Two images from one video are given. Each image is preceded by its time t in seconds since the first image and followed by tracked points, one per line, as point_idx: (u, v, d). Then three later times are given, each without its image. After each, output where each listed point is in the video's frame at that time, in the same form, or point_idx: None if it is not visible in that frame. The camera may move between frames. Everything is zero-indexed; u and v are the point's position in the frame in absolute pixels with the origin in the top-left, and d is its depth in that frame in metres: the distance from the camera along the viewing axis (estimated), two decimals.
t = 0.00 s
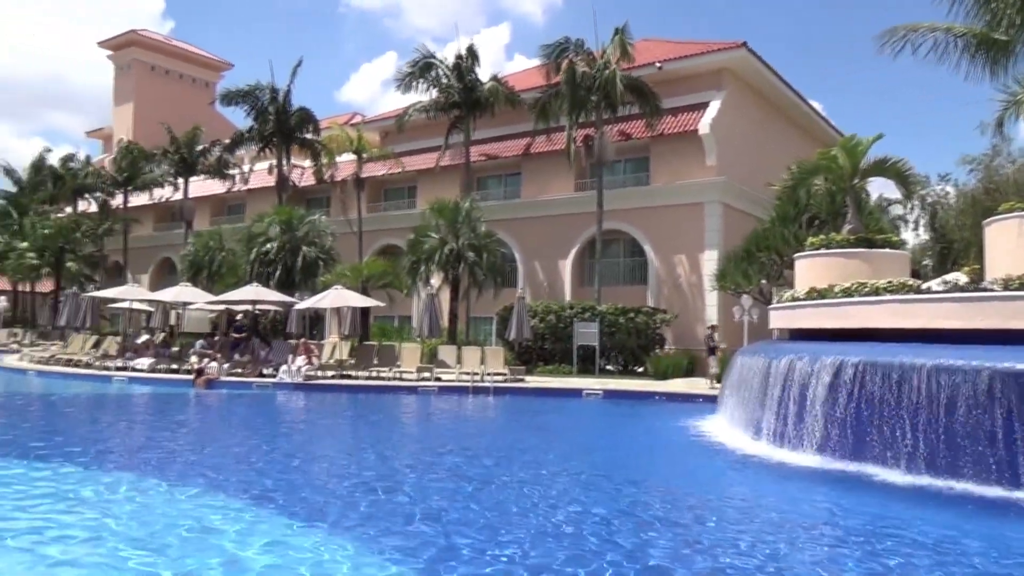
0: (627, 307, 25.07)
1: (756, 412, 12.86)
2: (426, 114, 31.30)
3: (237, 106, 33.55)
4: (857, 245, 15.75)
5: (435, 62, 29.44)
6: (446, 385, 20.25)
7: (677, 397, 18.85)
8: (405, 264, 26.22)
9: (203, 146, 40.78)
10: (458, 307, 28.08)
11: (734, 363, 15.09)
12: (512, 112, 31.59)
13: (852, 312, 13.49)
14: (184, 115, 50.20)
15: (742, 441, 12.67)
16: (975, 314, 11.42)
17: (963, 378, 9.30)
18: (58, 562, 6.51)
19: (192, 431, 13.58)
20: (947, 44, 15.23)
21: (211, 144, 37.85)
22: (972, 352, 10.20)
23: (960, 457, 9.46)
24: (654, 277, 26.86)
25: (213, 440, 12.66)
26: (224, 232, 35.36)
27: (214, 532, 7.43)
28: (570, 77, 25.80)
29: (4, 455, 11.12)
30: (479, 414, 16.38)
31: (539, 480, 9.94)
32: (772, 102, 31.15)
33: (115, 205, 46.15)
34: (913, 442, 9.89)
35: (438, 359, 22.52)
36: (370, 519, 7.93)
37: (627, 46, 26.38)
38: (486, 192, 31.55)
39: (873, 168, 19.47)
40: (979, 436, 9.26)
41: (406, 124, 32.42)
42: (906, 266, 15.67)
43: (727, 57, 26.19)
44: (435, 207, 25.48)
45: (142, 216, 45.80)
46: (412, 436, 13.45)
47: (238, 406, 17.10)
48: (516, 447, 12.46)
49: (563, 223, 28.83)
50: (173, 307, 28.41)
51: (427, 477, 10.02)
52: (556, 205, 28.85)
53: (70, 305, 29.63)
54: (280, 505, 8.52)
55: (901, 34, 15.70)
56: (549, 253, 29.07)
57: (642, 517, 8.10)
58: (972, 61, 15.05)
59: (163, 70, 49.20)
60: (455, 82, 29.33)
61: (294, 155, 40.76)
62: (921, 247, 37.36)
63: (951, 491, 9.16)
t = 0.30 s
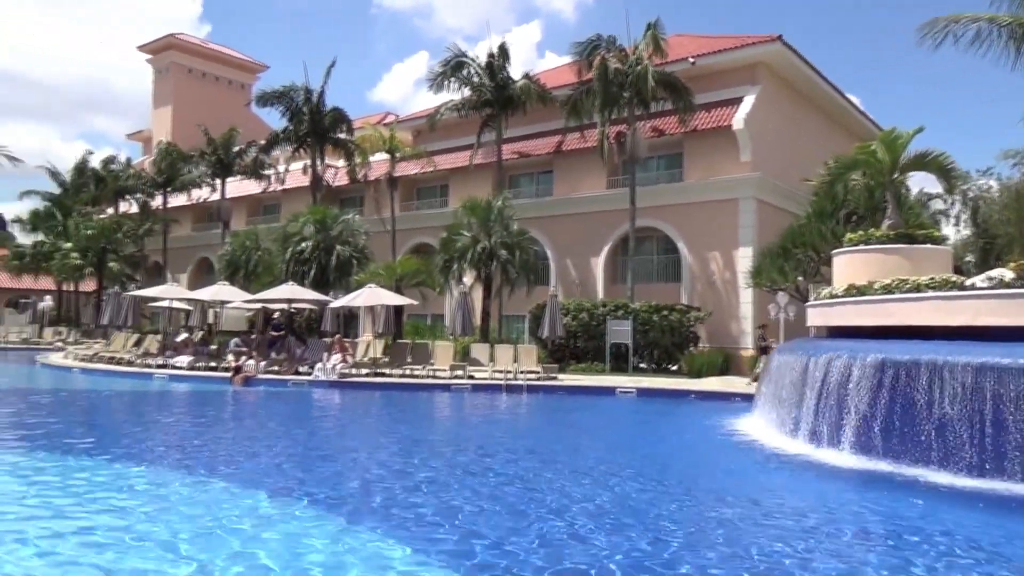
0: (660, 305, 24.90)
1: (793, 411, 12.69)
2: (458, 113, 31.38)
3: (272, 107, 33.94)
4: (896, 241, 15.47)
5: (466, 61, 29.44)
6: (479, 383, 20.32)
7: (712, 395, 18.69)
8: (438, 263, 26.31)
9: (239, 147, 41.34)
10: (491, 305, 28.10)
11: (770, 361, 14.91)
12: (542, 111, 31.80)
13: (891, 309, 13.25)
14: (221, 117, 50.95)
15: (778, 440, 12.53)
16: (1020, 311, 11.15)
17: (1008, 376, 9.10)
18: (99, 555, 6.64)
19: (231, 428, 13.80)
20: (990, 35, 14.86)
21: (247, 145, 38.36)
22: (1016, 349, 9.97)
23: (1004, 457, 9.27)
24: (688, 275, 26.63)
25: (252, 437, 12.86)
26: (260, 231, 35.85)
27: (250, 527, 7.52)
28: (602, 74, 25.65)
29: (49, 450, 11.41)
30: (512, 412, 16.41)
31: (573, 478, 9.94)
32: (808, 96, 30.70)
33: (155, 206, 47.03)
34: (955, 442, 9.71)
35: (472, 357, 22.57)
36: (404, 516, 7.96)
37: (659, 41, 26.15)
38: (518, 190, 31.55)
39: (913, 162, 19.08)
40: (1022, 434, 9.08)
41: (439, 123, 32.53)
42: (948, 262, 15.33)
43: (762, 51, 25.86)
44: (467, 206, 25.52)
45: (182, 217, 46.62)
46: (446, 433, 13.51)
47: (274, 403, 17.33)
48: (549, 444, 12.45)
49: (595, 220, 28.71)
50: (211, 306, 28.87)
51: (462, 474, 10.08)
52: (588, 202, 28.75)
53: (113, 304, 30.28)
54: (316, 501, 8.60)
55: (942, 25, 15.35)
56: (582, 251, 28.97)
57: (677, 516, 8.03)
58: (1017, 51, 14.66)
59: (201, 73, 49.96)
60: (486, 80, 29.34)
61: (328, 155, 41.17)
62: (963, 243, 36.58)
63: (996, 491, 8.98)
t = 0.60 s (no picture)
0: (695, 303, 24.60)
1: (832, 410, 12.45)
2: (491, 111, 31.36)
3: (308, 108, 34.24)
4: (940, 237, 15.09)
5: (499, 59, 29.39)
6: (514, 381, 20.29)
7: (748, 394, 18.43)
8: (471, 261, 26.31)
9: (276, 148, 41.81)
10: (524, 304, 28.03)
11: (809, 360, 14.65)
12: (574, 109, 31.86)
13: (935, 307, 12.92)
14: (258, 119, 51.63)
15: (818, 440, 12.30)
16: None
17: None
18: (140, 550, 6.72)
19: (267, 425, 13.94)
20: None
21: (284, 145, 38.77)
22: None
23: None
24: (724, 272, 26.30)
25: (288, 434, 12.97)
26: (297, 231, 36.23)
27: (286, 525, 7.54)
28: (637, 70, 25.41)
29: (93, 446, 11.63)
30: (546, 411, 16.36)
31: (608, 477, 9.85)
32: (847, 90, 30.13)
33: (195, 207, 47.81)
34: (1003, 443, 9.43)
35: (506, 355, 22.53)
36: (439, 514, 7.93)
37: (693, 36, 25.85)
38: (551, 188, 31.44)
39: (958, 156, 18.61)
40: None
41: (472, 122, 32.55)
42: (994, 258, 14.91)
43: (799, 44, 25.44)
44: (501, 204, 25.49)
45: (221, 217, 47.32)
46: (479, 431, 13.49)
47: (310, 401, 17.47)
48: (583, 443, 12.37)
49: (629, 218, 28.50)
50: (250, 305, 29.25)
51: (495, 472, 10.04)
52: (622, 200, 28.54)
53: (155, 303, 30.83)
54: (352, 499, 8.61)
55: (987, 14, 14.93)
56: (616, 248, 28.78)
57: (715, 516, 7.92)
58: None
59: (238, 75, 50.65)
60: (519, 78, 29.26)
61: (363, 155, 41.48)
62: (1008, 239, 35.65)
63: None
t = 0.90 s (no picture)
0: (732, 301, 24.27)
1: (874, 409, 12.19)
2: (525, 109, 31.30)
3: (344, 108, 34.50)
4: (985, 232, 14.71)
5: (533, 57, 29.26)
6: (549, 379, 20.24)
7: (787, 393, 18.17)
8: (506, 259, 26.28)
9: (313, 148, 42.23)
10: (559, 302, 27.94)
11: (849, 359, 14.37)
12: (609, 106, 31.67)
13: (981, 304, 12.59)
14: (296, 120, 52.27)
15: (859, 439, 12.05)
16: None
17: None
18: (181, 542, 6.86)
19: (306, 422, 14.11)
20: None
21: (320, 146, 39.12)
22: None
23: None
24: (761, 269, 25.93)
25: (325, 431, 13.10)
26: (334, 230, 36.58)
27: (317, 522, 7.58)
28: (672, 65, 25.15)
29: (136, 442, 11.86)
30: (581, 409, 16.29)
31: (642, 475, 9.80)
32: (889, 82, 29.51)
33: (234, 207, 48.55)
34: None
35: (541, 353, 22.45)
36: (471, 512, 7.94)
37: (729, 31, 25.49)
38: (586, 186, 31.29)
39: (1005, 149, 18.12)
40: None
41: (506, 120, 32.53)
42: None
43: (839, 36, 24.98)
44: (535, 202, 25.44)
45: (259, 217, 47.98)
46: (514, 429, 13.49)
47: (347, 399, 17.61)
48: (618, 442, 12.30)
49: (664, 215, 28.24)
50: (288, 304, 29.61)
51: (529, 470, 10.04)
52: (657, 197, 28.29)
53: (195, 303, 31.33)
54: (384, 496, 8.64)
55: None
56: (651, 246, 28.55)
57: (751, 516, 7.85)
58: None
59: (276, 78, 51.31)
60: (553, 76, 29.14)
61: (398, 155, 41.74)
62: None
63: None
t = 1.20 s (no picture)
0: (770, 300, 23.88)
1: (918, 410, 11.91)
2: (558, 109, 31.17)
3: (379, 110, 34.69)
4: None
5: (567, 56, 29.09)
6: (584, 379, 20.13)
7: (827, 394, 17.83)
8: (540, 259, 26.20)
9: (348, 150, 42.55)
10: (594, 302, 27.79)
11: (892, 359, 14.04)
12: (643, 104, 31.44)
13: None
14: (332, 122, 52.78)
15: (902, 441, 11.77)
16: None
17: None
18: (218, 540, 6.92)
19: (342, 421, 14.22)
20: None
21: (355, 148, 39.41)
22: None
23: None
24: (799, 268, 25.50)
25: (361, 430, 13.19)
26: (369, 231, 36.85)
27: (354, 520, 7.61)
28: (708, 62, 24.81)
29: (176, 440, 12.04)
30: (617, 409, 16.18)
31: (678, 476, 9.69)
32: (931, 76, 28.85)
33: (272, 209, 49.18)
34: None
35: (575, 353, 22.31)
36: (506, 511, 7.91)
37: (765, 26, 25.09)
38: (620, 185, 31.07)
39: None
40: None
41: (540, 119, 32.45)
42: None
43: (879, 29, 24.47)
44: (570, 202, 25.35)
45: (297, 219, 48.54)
46: (549, 429, 13.43)
47: (383, 398, 17.71)
48: (654, 442, 12.17)
49: (700, 213, 27.92)
50: (324, 304, 29.90)
51: (564, 470, 9.98)
52: (693, 195, 27.99)
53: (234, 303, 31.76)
54: (419, 495, 8.65)
55: None
56: (687, 245, 28.24)
57: (790, 517, 7.71)
58: None
59: (312, 81, 51.85)
60: (587, 75, 28.99)
61: (433, 155, 41.90)
62: None
63: None
